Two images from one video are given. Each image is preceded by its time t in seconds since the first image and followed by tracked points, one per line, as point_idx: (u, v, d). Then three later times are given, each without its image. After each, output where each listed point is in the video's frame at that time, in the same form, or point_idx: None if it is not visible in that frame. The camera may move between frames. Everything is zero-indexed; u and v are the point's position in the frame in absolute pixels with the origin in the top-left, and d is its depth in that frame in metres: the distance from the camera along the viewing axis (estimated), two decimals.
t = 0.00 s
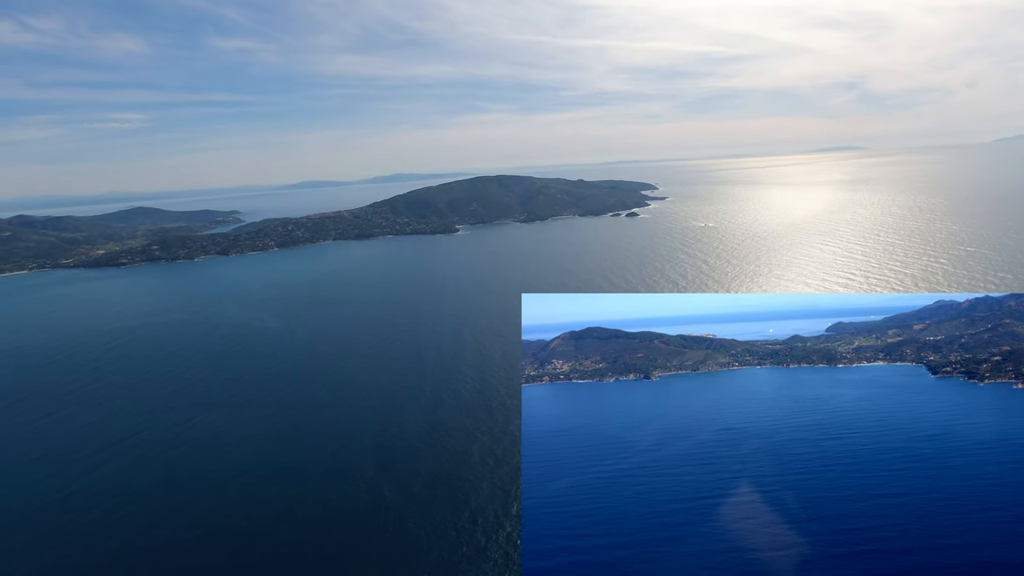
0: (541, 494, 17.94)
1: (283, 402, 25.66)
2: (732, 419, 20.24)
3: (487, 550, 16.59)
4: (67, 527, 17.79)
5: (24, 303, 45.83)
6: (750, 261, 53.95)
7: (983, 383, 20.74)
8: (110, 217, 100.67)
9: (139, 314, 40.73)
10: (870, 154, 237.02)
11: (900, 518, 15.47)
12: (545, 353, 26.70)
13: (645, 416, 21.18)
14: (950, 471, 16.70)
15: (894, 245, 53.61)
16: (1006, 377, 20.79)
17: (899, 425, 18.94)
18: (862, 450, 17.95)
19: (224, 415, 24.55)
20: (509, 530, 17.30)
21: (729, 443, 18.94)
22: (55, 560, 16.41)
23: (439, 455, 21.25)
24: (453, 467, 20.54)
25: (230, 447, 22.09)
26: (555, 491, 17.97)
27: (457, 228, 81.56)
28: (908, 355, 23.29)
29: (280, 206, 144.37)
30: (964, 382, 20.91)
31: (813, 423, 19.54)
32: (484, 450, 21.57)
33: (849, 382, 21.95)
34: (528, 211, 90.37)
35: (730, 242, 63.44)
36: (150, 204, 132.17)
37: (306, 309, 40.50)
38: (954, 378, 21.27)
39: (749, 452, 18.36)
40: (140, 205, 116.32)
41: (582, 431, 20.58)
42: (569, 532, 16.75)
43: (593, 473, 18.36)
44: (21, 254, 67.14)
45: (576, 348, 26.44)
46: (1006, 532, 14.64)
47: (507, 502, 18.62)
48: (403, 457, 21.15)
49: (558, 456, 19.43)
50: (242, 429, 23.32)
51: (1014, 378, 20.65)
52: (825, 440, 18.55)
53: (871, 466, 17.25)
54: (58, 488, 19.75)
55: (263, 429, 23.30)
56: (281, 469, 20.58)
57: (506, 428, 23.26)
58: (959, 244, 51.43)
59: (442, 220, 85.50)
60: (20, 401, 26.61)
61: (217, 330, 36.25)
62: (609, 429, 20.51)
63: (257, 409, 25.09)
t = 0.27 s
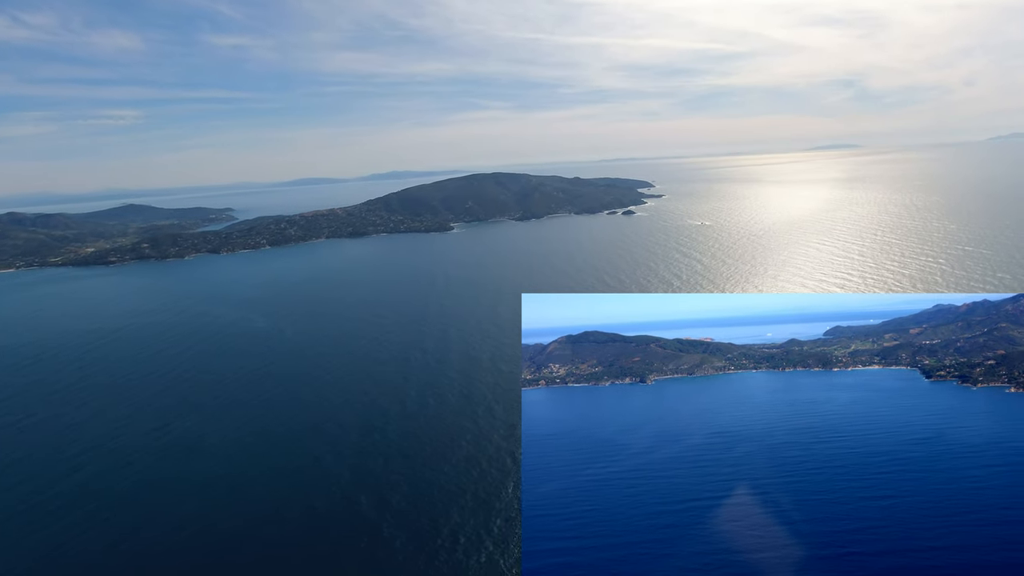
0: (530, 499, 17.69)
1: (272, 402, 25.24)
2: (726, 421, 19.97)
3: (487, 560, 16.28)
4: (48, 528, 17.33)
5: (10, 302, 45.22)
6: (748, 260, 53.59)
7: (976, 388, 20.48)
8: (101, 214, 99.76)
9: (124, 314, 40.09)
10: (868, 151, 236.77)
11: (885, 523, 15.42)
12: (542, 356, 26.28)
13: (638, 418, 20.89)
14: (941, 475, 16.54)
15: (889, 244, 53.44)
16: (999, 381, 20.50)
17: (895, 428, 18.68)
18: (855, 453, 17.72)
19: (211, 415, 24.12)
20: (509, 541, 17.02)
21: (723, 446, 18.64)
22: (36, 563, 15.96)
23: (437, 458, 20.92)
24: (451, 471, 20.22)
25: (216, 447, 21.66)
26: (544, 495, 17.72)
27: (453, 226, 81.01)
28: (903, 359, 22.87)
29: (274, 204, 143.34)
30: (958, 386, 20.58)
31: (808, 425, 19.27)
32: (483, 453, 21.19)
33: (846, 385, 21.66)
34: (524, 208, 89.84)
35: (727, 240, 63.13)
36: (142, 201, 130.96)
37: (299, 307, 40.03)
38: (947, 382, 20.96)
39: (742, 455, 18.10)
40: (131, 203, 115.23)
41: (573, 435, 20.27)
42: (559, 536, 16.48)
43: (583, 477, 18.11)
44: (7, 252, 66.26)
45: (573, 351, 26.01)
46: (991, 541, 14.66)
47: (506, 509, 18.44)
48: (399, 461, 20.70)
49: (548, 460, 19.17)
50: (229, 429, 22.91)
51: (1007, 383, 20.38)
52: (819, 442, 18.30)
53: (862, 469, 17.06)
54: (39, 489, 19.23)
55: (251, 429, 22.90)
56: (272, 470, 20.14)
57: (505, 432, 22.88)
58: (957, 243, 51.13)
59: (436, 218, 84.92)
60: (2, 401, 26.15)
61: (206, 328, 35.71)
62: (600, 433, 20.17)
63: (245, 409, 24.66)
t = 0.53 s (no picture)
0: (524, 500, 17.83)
1: (270, 396, 25.17)
2: (720, 425, 20.01)
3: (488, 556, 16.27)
4: (44, 527, 17.17)
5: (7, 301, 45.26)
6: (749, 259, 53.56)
7: (973, 391, 20.54)
8: (98, 212, 99.61)
9: (121, 313, 40.05)
10: (868, 148, 236.61)
11: (873, 524, 15.53)
12: (543, 360, 26.34)
13: (632, 421, 20.98)
14: (929, 477, 16.63)
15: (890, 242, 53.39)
16: (995, 385, 20.56)
17: (888, 431, 18.74)
18: (848, 456, 17.80)
19: (209, 409, 24.05)
20: (510, 538, 17.04)
21: (716, 449, 18.69)
22: (31, 563, 15.81)
23: (437, 456, 20.78)
24: (451, 470, 20.04)
25: (214, 440, 21.61)
26: (537, 496, 17.85)
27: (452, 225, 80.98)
28: (902, 363, 22.99)
29: (274, 202, 143.21)
30: (954, 389, 20.65)
31: (802, 430, 19.31)
32: (485, 452, 21.04)
33: (842, 389, 21.68)
34: (523, 207, 89.79)
35: (728, 239, 63.09)
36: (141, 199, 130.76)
37: (298, 305, 39.94)
38: (945, 386, 21.05)
39: (734, 459, 18.16)
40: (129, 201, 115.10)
41: (568, 439, 20.34)
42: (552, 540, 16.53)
43: (576, 478, 18.24)
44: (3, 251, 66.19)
45: (573, 355, 26.07)
46: (976, 543, 14.85)
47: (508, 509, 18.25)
48: (401, 456, 20.68)
49: (541, 462, 19.30)
50: (228, 423, 22.85)
51: (1003, 386, 20.48)
52: (811, 447, 18.35)
53: (853, 472, 17.16)
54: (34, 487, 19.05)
55: (249, 423, 22.84)
56: (271, 468, 19.97)
57: (507, 427, 22.86)
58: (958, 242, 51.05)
59: (435, 217, 84.87)
60: None
61: (204, 327, 35.67)
62: (595, 436, 20.21)
63: (243, 403, 24.58)
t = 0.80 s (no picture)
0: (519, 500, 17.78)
1: (267, 396, 25.18)
2: (718, 426, 19.88)
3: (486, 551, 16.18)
4: (37, 526, 17.16)
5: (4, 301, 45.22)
6: (751, 259, 53.39)
7: (971, 393, 20.32)
8: (98, 211, 99.58)
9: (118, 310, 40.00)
10: (871, 146, 235.32)
11: (861, 523, 15.41)
12: (544, 360, 26.22)
13: (629, 422, 20.84)
14: (924, 478, 16.51)
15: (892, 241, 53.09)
16: (994, 386, 20.38)
17: (884, 434, 18.49)
18: (842, 457, 17.69)
19: (206, 408, 24.07)
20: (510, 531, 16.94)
21: (710, 451, 18.63)
22: (23, 562, 15.78)
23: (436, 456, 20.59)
24: (449, 469, 19.83)
25: (211, 440, 21.63)
26: (532, 495, 17.82)
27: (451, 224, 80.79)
28: (902, 365, 22.84)
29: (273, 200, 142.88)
30: (952, 391, 20.51)
31: (800, 430, 19.16)
32: (483, 449, 20.99)
33: (842, 390, 21.56)
34: (524, 205, 89.58)
35: (730, 238, 62.89)
36: (140, 198, 130.50)
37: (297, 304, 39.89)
38: (943, 387, 20.89)
39: (731, 461, 18.01)
40: (128, 200, 114.83)
41: (566, 439, 20.25)
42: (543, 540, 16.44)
43: (571, 479, 18.19)
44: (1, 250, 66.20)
45: (574, 357, 25.97)
46: (966, 543, 14.71)
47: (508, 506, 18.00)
48: (397, 454, 20.62)
49: (537, 462, 19.23)
50: (224, 422, 22.91)
51: (1001, 388, 20.28)
52: (808, 447, 18.23)
53: (848, 472, 17.04)
54: (29, 485, 19.05)
55: (246, 422, 22.89)
56: (268, 467, 19.92)
57: (507, 425, 22.78)
58: (960, 241, 50.74)
59: (434, 215, 84.70)
60: None
61: (201, 325, 35.62)
62: (593, 436, 20.19)
63: (240, 402, 24.60)
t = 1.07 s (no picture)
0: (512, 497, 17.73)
1: (263, 395, 25.21)
2: (713, 422, 19.79)
3: (479, 547, 16.19)
4: (35, 524, 17.25)
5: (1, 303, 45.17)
6: (751, 258, 53.32)
7: (967, 389, 20.25)
8: (96, 212, 99.57)
9: (113, 311, 39.97)
10: (873, 145, 234.48)
11: (845, 518, 15.30)
12: (543, 357, 26.13)
13: (624, 419, 20.73)
14: (918, 473, 16.42)
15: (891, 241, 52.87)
16: (990, 382, 20.30)
17: (880, 431, 18.37)
18: (837, 453, 17.60)
19: (201, 408, 24.12)
20: (503, 527, 16.95)
21: (704, 446, 18.57)
22: (14, 560, 15.78)
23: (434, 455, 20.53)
24: (448, 468, 19.80)
25: (205, 440, 21.63)
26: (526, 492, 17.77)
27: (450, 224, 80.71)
28: (901, 360, 22.67)
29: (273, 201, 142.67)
30: (948, 388, 20.39)
31: (795, 426, 19.08)
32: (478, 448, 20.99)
33: (839, 387, 21.44)
34: (523, 205, 89.46)
35: (730, 238, 62.81)
36: (139, 199, 130.30)
37: (297, 304, 39.97)
38: (939, 384, 20.77)
39: (725, 457, 17.90)
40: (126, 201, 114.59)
41: (561, 436, 20.18)
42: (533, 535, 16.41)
43: (564, 475, 18.14)
44: None
45: (574, 352, 25.77)
46: (950, 537, 14.57)
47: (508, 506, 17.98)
48: (392, 452, 20.63)
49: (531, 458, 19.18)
50: (219, 422, 22.93)
51: (997, 384, 20.18)
52: (803, 442, 18.14)
53: (842, 467, 16.96)
54: (27, 485, 19.17)
55: (241, 422, 22.91)
56: (262, 465, 19.94)
57: (503, 424, 22.76)
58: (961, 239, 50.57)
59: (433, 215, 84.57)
60: None
61: (197, 326, 35.59)
62: (588, 432, 20.17)
63: (236, 402, 24.62)
